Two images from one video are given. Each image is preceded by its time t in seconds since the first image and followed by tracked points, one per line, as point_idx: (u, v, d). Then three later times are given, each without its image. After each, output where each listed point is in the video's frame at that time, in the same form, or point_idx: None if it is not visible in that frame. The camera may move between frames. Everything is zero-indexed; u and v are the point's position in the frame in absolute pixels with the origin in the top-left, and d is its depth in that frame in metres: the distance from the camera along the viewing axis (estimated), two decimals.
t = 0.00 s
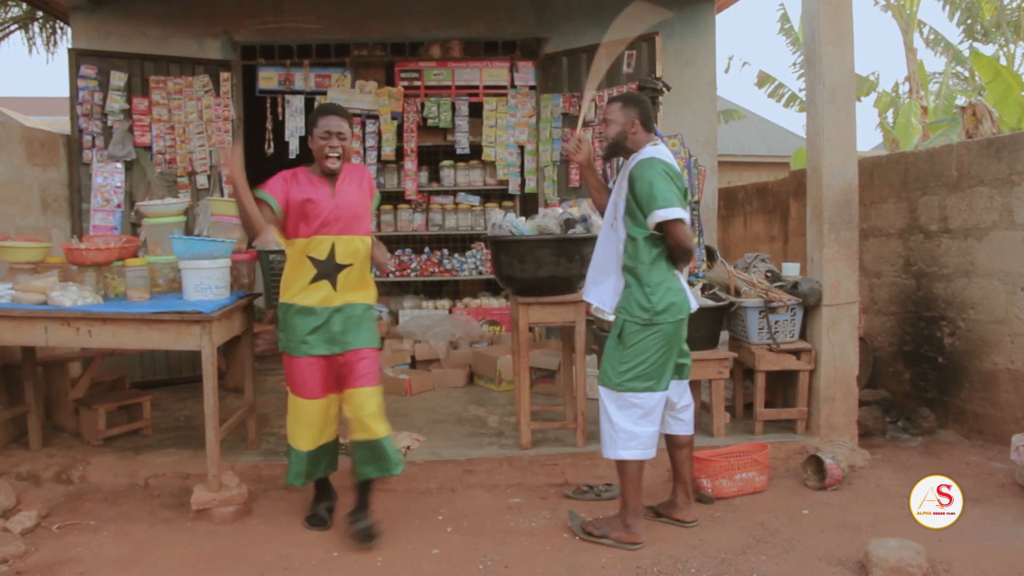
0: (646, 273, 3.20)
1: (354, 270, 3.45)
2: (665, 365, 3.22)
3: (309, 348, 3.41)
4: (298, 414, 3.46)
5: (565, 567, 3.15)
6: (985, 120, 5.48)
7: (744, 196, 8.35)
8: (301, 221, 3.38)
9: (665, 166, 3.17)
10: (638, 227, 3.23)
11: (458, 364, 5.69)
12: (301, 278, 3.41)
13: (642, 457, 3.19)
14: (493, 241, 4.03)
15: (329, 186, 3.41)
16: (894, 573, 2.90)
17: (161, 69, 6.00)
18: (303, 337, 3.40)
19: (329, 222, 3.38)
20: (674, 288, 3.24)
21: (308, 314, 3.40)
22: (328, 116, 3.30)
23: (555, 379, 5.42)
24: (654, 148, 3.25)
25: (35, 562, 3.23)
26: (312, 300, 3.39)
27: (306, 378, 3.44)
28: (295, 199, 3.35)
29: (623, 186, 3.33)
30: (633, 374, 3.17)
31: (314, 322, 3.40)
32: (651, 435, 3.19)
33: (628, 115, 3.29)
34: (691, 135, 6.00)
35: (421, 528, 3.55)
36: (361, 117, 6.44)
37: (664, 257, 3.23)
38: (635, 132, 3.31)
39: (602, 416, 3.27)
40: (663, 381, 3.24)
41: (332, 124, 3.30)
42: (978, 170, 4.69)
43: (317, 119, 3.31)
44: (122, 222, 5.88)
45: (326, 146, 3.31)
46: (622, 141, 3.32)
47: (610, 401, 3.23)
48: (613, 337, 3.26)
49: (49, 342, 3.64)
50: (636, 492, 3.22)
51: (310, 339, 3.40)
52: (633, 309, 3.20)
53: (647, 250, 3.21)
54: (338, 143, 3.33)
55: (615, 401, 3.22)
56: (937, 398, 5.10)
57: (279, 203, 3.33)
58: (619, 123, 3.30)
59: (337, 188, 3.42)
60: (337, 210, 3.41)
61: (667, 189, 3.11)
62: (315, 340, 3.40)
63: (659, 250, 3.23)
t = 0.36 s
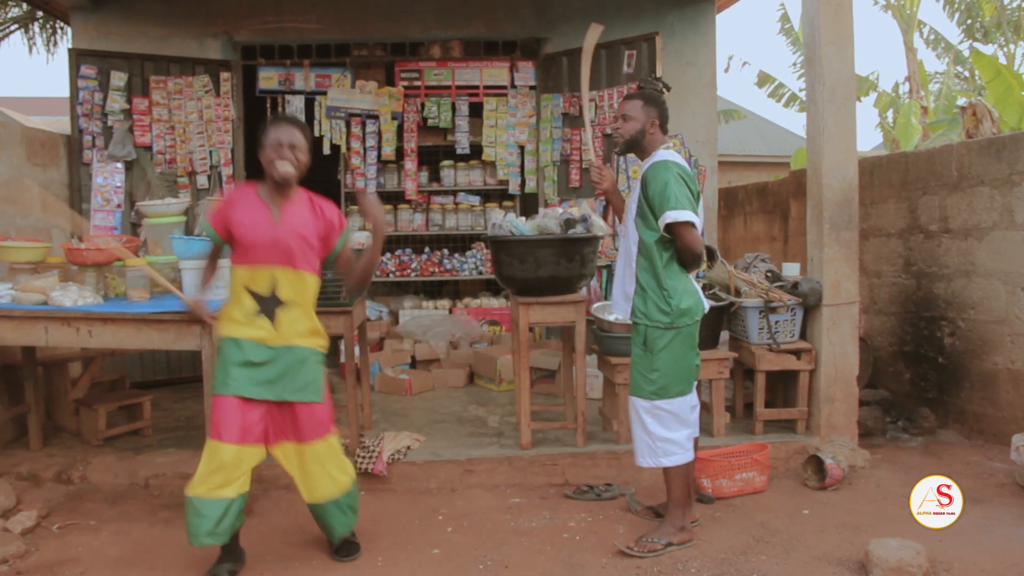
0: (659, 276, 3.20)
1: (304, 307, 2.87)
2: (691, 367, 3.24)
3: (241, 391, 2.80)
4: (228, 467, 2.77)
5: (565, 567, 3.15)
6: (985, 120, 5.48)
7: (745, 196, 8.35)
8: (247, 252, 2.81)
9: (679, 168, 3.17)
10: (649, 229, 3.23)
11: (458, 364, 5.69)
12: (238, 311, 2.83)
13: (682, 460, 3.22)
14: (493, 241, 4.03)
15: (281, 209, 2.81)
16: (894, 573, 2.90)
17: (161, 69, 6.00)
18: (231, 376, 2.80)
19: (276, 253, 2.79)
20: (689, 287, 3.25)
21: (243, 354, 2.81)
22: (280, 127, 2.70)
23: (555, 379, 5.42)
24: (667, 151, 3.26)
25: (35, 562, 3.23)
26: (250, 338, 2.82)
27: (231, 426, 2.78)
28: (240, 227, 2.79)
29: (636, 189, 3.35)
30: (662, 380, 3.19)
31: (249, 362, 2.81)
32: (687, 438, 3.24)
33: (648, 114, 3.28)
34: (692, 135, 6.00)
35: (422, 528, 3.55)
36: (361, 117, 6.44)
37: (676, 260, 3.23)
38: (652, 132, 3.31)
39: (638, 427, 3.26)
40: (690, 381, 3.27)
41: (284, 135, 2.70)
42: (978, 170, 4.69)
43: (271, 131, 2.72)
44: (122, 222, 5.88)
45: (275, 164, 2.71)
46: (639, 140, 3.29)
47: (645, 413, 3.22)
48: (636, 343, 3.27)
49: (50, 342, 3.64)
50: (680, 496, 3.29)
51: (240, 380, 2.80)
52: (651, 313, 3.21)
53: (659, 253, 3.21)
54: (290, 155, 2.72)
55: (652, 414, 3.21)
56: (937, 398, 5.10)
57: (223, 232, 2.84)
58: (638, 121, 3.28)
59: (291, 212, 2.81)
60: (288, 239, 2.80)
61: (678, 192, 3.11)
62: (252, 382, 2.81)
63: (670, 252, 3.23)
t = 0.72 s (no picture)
0: (670, 285, 3.20)
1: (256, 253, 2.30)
2: (699, 371, 3.26)
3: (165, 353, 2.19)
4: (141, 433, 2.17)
5: (565, 567, 3.15)
6: (986, 120, 5.48)
7: (745, 196, 8.35)
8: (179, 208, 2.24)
9: (689, 175, 3.17)
10: (659, 237, 3.23)
11: (458, 365, 5.69)
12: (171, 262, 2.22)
13: (694, 460, 3.25)
14: (493, 241, 4.03)
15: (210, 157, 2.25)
16: (894, 573, 2.90)
17: (161, 69, 6.00)
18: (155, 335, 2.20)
19: (216, 208, 2.23)
20: (698, 293, 3.26)
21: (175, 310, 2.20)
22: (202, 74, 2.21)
23: (555, 380, 5.42)
24: (675, 155, 3.25)
25: (35, 562, 3.23)
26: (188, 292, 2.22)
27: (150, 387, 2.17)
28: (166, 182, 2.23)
29: (642, 195, 3.33)
30: (671, 386, 3.20)
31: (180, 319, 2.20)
32: (699, 438, 3.25)
33: (657, 109, 3.29)
34: (692, 135, 6.00)
35: (422, 528, 3.55)
36: (362, 117, 6.44)
37: (685, 267, 3.24)
38: (659, 128, 3.32)
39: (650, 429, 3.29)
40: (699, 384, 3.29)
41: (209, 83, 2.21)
42: (979, 170, 4.69)
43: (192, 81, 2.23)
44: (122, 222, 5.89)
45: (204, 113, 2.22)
46: (646, 135, 3.31)
47: (657, 416, 3.25)
48: (644, 350, 3.27)
49: (50, 342, 3.64)
50: (683, 498, 3.30)
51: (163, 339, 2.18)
52: (662, 322, 3.19)
53: (670, 261, 3.21)
54: (218, 108, 2.22)
55: (665, 416, 3.24)
56: (937, 398, 5.10)
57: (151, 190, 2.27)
58: (647, 116, 3.28)
59: (225, 158, 2.26)
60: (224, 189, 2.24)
61: (691, 202, 3.10)
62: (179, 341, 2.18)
63: (680, 260, 3.24)
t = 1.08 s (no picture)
0: (676, 286, 3.20)
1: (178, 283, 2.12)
2: (699, 370, 3.29)
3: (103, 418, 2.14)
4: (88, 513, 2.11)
5: (565, 567, 3.15)
6: (986, 120, 5.48)
7: (745, 196, 8.35)
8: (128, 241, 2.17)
9: (694, 177, 3.18)
10: (664, 239, 3.22)
11: (458, 365, 5.69)
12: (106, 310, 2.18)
13: (692, 460, 3.24)
14: (493, 241, 4.02)
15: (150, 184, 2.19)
16: (895, 573, 2.90)
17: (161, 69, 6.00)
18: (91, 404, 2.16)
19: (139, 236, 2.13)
20: (698, 295, 3.28)
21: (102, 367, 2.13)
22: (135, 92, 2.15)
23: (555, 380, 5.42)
24: (679, 157, 3.25)
25: (35, 562, 3.23)
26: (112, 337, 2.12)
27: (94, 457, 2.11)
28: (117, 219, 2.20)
29: (645, 196, 3.31)
30: (672, 385, 3.21)
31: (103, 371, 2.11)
32: (697, 438, 3.26)
33: (660, 112, 3.26)
34: (692, 135, 6.00)
35: (422, 528, 3.55)
36: (362, 117, 6.45)
37: (688, 268, 3.26)
38: (663, 130, 3.31)
39: (647, 429, 3.28)
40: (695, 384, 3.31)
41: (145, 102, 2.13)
42: (978, 170, 4.69)
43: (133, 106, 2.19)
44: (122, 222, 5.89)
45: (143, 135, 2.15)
46: (651, 138, 3.28)
47: (655, 415, 3.24)
48: (645, 348, 3.26)
49: (50, 342, 3.63)
50: (683, 498, 3.30)
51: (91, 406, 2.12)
52: (667, 323, 3.20)
53: (676, 262, 3.21)
54: (163, 129, 2.15)
55: (664, 418, 3.23)
56: (937, 398, 5.10)
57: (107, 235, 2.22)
58: (651, 119, 3.25)
59: (161, 181, 2.16)
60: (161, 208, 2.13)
61: (698, 205, 3.11)
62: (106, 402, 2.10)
63: (684, 262, 3.24)
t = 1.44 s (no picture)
0: (671, 286, 3.22)
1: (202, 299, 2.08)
2: (692, 371, 3.30)
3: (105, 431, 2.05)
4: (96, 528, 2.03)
5: (565, 567, 3.15)
6: (986, 120, 5.48)
7: (745, 197, 8.35)
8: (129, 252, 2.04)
9: (694, 178, 3.19)
10: (661, 239, 3.22)
11: (458, 365, 5.69)
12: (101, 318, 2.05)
13: (686, 458, 3.23)
14: (493, 241, 4.02)
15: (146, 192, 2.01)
16: (895, 573, 2.90)
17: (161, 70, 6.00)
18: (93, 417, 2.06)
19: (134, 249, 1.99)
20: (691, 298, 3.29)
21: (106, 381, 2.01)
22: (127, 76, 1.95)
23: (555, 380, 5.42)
24: (678, 159, 3.25)
25: (35, 562, 3.23)
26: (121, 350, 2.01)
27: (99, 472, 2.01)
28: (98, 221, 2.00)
29: (643, 196, 3.31)
30: (666, 384, 3.21)
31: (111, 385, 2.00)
32: (691, 437, 3.25)
33: (659, 114, 3.26)
34: (692, 135, 6.00)
35: (422, 528, 3.55)
36: (362, 117, 6.45)
37: (683, 270, 3.27)
38: (662, 132, 3.31)
39: (641, 427, 3.28)
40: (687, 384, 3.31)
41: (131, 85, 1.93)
42: (978, 170, 4.70)
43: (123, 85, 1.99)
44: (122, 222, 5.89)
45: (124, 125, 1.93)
46: (650, 141, 3.27)
47: (649, 413, 3.24)
48: (640, 348, 3.26)
49: (50, 343, 3.63)
50: (681, 497, 3.30)
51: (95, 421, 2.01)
52: (662, 322, 3.21)
53: (673, 262, 3.21)
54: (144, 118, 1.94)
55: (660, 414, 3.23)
56: (937, 398, 5.10)
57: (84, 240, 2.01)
58: (650, 121, 3.25)
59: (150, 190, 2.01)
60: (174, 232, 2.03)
61: (697, 206, 3.12)
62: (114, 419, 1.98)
63: (679, 262, 3.26)
